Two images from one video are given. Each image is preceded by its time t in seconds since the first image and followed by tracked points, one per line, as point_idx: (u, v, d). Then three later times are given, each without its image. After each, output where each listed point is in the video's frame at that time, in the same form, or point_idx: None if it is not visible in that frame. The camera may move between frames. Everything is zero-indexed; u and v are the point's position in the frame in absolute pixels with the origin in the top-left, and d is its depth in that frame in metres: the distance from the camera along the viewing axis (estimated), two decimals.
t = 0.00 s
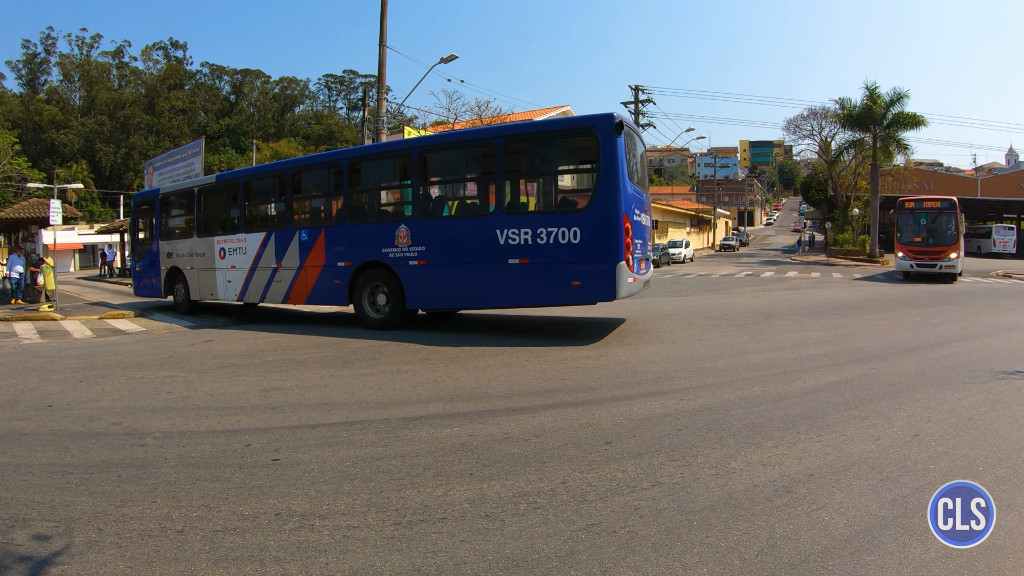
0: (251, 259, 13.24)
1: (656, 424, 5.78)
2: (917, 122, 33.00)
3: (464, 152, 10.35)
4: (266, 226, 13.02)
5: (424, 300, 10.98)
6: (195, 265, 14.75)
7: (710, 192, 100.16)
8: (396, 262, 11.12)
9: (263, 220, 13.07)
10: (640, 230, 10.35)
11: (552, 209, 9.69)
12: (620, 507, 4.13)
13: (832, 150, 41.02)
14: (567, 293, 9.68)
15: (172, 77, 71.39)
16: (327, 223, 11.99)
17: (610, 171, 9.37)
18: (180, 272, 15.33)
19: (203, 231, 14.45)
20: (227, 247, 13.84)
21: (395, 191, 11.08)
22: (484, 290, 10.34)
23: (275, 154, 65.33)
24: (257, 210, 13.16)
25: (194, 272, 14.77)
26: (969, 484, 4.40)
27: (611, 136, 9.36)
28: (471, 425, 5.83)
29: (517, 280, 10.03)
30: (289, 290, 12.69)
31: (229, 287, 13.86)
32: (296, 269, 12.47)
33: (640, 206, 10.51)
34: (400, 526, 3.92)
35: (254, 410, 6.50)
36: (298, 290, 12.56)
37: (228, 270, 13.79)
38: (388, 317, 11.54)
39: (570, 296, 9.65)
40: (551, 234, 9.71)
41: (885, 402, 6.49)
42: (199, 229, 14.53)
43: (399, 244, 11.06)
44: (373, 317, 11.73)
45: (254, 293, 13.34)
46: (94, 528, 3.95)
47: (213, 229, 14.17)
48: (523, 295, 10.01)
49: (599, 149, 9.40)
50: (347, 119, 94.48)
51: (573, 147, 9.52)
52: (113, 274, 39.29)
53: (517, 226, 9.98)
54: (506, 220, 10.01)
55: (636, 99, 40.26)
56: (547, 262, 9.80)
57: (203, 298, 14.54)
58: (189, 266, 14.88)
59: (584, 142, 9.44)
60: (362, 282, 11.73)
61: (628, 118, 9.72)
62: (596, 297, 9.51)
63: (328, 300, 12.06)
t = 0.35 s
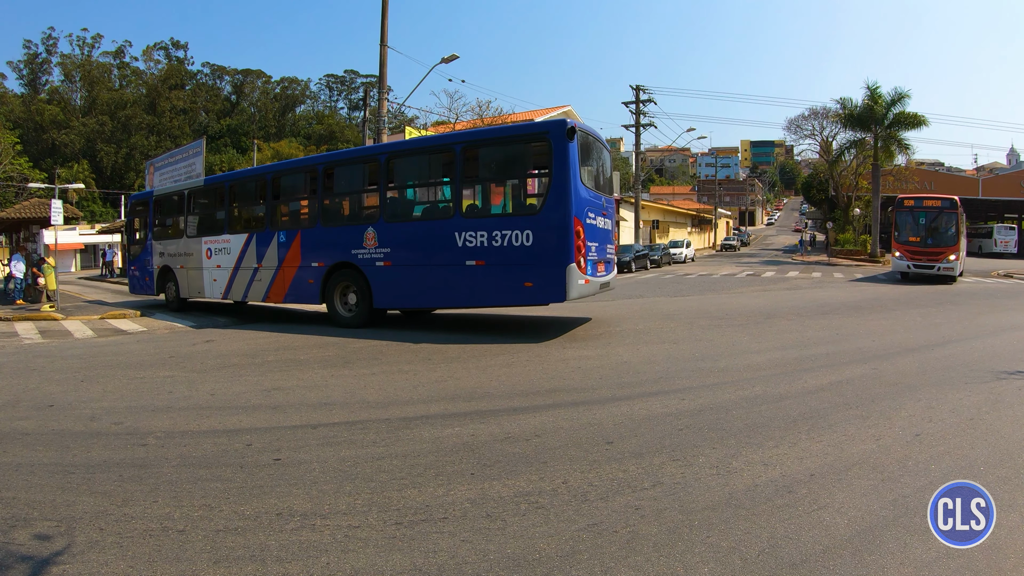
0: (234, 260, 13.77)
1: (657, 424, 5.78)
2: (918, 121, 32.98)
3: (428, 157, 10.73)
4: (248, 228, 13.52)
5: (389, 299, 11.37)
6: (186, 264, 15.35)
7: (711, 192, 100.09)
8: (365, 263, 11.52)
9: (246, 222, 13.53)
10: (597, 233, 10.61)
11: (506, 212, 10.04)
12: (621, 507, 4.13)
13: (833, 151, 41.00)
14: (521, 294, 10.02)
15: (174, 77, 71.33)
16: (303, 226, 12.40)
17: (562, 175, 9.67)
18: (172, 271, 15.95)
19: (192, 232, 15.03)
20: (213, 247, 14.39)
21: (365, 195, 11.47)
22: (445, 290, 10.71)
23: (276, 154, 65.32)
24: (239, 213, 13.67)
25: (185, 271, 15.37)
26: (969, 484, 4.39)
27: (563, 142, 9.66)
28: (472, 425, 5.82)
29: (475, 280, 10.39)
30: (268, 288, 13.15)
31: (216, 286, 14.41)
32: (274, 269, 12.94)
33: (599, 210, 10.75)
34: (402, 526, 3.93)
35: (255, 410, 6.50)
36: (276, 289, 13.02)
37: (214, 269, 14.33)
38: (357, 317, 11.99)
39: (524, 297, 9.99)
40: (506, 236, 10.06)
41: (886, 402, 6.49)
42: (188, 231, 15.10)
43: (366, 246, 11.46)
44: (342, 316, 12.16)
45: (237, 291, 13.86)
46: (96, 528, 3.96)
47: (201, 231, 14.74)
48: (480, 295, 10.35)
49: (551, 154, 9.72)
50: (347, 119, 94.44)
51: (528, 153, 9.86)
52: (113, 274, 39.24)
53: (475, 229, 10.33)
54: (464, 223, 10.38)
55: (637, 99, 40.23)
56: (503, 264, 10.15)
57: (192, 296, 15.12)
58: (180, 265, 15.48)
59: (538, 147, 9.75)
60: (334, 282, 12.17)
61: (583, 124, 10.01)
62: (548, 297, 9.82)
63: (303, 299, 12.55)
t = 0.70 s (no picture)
0: (219, 260, 14.28)
1: (658, 423, 5.79)
2: (920, 121, 32.93)
3: (393, 163, 11.23)
4: (231, 229, 14.10)
5: (358, 299, 11.86)
6: (175, 264, 15.92)
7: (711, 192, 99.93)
8: (335, 264, 12.02)
9: (229, 225, 14.10)
10: (554, 236, 10.94)
11: (463, 215, 10.51)
12: (622, 506, 4.13)
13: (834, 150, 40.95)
14: (476, 294, 10.45)
15: (175, 77, 71.24)
16: (280, 228, 12.94)
17: (513, 180, 10.06)
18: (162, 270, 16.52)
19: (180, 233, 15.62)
20: (199, 248, 14.94)
21: (337, 199, 11.98)
22: (408, 290, 11.17)
23: (276, 154, 65.26)
24: (223, 215, 14.24)
25: (173, 271, 15.94)
26: (969, 484, 4.39)
27: (515, 148, 10.06)
28: (472, 425, 5.82)
29: (435, 280, 10.85)
30: (249, 288, 13.65)
31: (202, 285, 14.95)
32: (254, 269, 13.46)
33: (556, 214, 11.08)
34: (402, 525, 3.93)
35: (256, 410, 6.51)
36: (256, 288, 13.54)
37: (200, 269, 14.87)
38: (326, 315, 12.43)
39: (479, 297, 10.42)
40: (462, 239, 10.52)
41: (886, 402, 6.48)
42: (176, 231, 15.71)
43: (336, 247, 11.97)
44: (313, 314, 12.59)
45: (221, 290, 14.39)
46: (97, 527, 3.97)
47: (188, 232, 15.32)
48: (439, 294, 10.81)
49: (503, 160, 10.14)
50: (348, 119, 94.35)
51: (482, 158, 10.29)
52: (114, 274, 39.16)
53: (435, 231, 10.81)
54: (425, 226, 10.86)
55: (637, 99, 40.04)
56: (460, 265, 10.60)
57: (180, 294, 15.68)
58: (168, 264, 16.02)
59: (492, 152, 10.18)
60: (308, 281, 12.67)
61: (537, 130, 10.39)
62: (500, 298, 10.22)
63: (281, 298, 13.06)
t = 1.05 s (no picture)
0: (204, 259, 14.97)
1: (659, 422, 5.79)
2: (920, 120, 32.91)
3: (359, 169, 11.71)
4: (214, 231, 14.71)
5: (327, 298, 12.37)
6: (165, 263, 16.63)
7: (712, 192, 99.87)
8: (307, 265, 12.54)
9: (213, 226, 14.73)
10: (510, 239, 11.28)
11: (420, 219, 10.95)
12: (622, 505, 4.14)
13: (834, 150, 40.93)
14: (434, 294, 10.89)
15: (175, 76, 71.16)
16: (258, 231, 13.51)
17: (466, 185, 10.46)
18: (154, 269, 17.25)
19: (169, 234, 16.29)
20: (187, 247, 15.63)
21: (309, 202, 12.47)
22: (371, 290, 11.63)
23: (277, 154, 65.14)
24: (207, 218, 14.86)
25: (164, 269, 16.67)
26: (969, 484, 4.39)
27: (468, 154, 10.44)
28: (472, 424, 5.82)
29: (397, 281, 11.30)
30: (230, 286, 14.26)
31: (190, 284, 15.63)
32: (236, 269, 14.08)
33: (513, 217, 11.41)
34: (403, 524, 3.93)
35: (257, 409, 6.51)
36: (237, 287, 14.14)
37: (188, 268, 15.55)
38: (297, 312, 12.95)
39: (436, 297, 10.86)
40: (421, 241, 10.95)
41: (887, 401, 6.49)
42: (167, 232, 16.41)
43: (308, 249, 12.49)
44: (285, 312, 13.13)
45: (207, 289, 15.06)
46: (98, 526, 3.98)
47: (176, 233, 15.98)
48: (400, 294, 11.27)
49: (458, 165, 10.54)
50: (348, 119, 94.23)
51: (438, 165, 10.71)
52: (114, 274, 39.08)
53: (396, 234, 11.26)
54: (387, 229, 11.32)
55: (639, 99, 40.74)
56: (418, 267, 11.04)
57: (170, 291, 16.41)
58: (160, 263, 16.80)
59: (447, 158, 10.60)
60: (283, 281, 13.20)
61: (490, 137, 10.76)
62: (455, 298, 10.66)
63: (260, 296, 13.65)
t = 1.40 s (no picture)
0: (190, 260, 15.52)
1: (660, 422, 5.78)
2: (921, 120, 32.92)
3: (328, 175, 12.17)
4: (198, 234, 15.27)
5: (298, 299, 12.83)
6: (155, 263, 17.28)
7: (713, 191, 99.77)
8: (281, 267, 12.99)
9: (198, 229, 15.31)
10: (468, 242, 11.69)
11: (381, 223, 11.39)
12: (624, 504, 4.14)
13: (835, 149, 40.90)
14: (394, 296, 11.33)
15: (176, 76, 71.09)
16: (237, 234, 14.05)
17: (423, 191, 10.92)
18: (146, 269, 17.89)
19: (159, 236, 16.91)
20: (175, 248, 16.23)
21: (283, 207, 12.97)
22: (338, 292, 12.07)
23: (277, 153, 65.05)
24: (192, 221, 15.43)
25: (154, 269, 17.32)
26: (969, 484, 4.38)
27: (426, 162, 10.90)
28: (473, 423, 5.82)
29: (360, 283, 11.74)
30: (214, 286, 14.80)
31: (178, 283, 16.21)
32: (219, 270, 14.62)
33: (472, 222, 11.84)
34: (404, 523, 3.93)
35: (258, 409, 6.51)
36: (219, 287, 14.68)
37: (176, 268, 16.14)
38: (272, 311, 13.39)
39: (397, 298, 11.29)
40: (381, 245, 11.39)
41: (888, 400, 6.48)
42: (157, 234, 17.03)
43: (281, 251, 12.97)
44: (261, 311, 13.59)
45: (193, 288, 15.64)
46: (100, 525, 3.98)
47: (166, 235, 16.60)
48: (364, 295, 11.71)
49: (416, 172, 11.00)
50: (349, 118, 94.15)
51: (398, 171, 11.18)
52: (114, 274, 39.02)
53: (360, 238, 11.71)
54: (352, 233, 11.77)
55: (640, 97, 40.11)
56: (379, 269, 11.48)
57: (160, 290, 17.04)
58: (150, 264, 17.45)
59: (406, 166, 11.05)
60: (260, 282, 13.68)
61: (448, 145, 11.20)
62: (413, 299, 11.10)
63: (241, 296, 14.15)
